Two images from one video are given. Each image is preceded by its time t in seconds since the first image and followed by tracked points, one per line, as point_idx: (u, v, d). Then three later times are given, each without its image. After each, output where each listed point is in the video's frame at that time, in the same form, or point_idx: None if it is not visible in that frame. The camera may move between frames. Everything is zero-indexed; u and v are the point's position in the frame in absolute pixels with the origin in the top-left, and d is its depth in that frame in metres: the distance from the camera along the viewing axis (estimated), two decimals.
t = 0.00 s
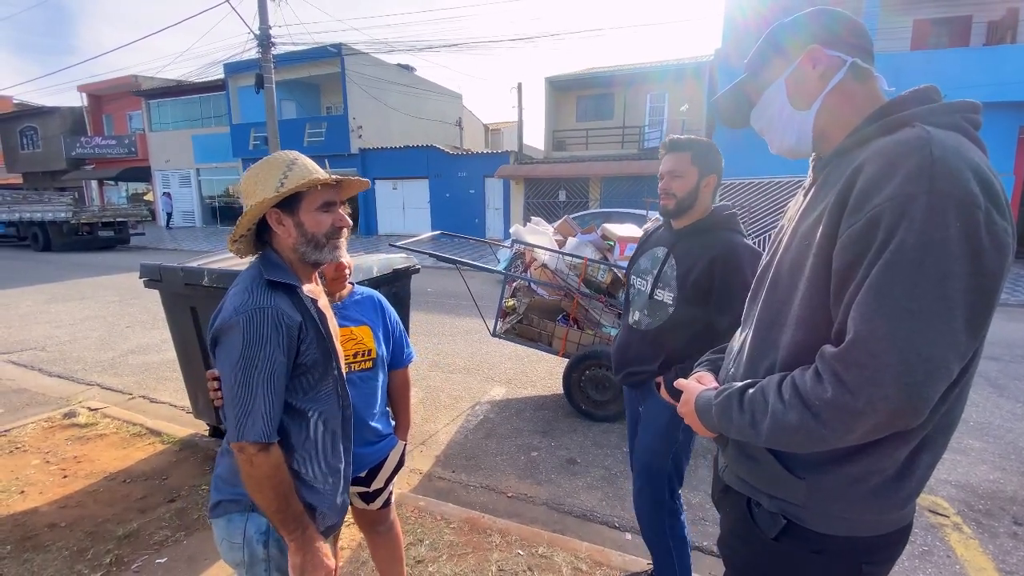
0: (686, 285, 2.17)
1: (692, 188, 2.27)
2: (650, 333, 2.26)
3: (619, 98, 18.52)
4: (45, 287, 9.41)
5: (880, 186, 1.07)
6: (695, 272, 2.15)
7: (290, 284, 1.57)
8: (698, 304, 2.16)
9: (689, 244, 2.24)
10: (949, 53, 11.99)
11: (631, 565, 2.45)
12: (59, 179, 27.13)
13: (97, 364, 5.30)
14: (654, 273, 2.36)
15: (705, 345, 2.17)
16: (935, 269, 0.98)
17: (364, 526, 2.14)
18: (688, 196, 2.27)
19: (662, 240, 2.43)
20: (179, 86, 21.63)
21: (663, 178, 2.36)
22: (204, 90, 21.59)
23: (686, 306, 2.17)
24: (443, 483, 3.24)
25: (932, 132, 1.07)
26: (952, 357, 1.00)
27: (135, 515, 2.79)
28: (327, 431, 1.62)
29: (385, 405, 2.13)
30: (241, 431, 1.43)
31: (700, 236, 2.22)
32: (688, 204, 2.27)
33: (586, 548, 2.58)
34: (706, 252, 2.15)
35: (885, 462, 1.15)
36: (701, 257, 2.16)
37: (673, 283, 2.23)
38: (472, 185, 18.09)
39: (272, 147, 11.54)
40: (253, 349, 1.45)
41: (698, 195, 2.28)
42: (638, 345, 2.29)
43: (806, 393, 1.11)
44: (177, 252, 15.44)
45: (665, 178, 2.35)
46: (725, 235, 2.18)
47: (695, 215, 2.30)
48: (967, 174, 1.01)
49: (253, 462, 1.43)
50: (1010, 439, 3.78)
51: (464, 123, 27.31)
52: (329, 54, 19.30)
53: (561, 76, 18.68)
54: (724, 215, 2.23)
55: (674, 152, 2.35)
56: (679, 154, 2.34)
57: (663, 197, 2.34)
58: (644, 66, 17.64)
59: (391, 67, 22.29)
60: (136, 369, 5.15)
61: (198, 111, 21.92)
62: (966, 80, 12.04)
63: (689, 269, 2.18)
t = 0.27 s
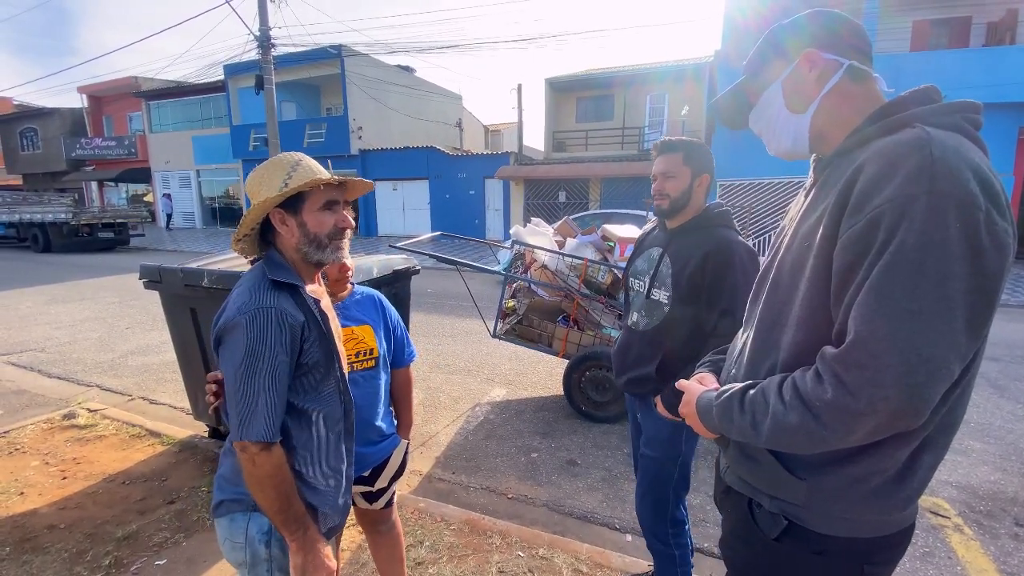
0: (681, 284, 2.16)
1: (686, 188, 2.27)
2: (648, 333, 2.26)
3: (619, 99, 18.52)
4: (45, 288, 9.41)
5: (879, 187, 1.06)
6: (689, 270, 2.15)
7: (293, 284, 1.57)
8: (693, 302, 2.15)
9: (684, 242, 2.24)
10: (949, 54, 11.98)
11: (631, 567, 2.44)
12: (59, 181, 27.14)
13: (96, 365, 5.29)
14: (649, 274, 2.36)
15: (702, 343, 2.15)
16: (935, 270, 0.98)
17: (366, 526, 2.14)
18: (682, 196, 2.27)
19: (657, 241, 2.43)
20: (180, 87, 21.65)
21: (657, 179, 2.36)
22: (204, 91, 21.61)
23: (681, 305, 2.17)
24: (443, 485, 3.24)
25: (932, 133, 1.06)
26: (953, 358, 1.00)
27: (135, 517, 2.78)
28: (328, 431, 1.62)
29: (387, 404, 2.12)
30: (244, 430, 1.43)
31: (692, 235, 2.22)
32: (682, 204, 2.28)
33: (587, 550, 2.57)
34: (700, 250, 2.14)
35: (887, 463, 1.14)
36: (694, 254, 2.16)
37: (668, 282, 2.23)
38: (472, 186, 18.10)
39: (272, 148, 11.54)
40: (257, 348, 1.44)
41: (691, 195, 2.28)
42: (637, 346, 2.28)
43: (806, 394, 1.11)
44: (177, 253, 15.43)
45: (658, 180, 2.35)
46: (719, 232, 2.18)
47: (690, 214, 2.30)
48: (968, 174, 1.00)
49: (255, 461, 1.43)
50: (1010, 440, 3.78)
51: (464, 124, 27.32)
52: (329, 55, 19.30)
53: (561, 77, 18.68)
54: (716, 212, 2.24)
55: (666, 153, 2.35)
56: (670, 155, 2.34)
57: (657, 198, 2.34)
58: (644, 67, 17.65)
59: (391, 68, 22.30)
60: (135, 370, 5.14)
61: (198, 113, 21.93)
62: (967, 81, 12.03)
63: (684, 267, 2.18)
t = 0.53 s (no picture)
0: (676, 281, 2.16)
1: (683, 188, 2.28)
2: (643, 331, 2.26)
3: (618, 100, 18.53)
4: (43, 289, 9.41)
5: (876, 188, 1.06)
6: (683, 267, 2.15)
7: (293, 282, 1.57)
8: (688, 300, 2.15)
9: (679, 240, 2.23)
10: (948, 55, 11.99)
11: (630, 568, 2.44)
12: (57, 181, 27.12)
13: (95, 367, 5.28)
14: (646, 272, 2.36)
15: (696, 341, 2.15)
16: (933, 270, 0.98)
17: (366, 525, 2.13)
18: (679, 195, 2.28)
19: (654, 239, 2.44)
20: (178, 88, 21.64)
21: (655, 179, 2.37)
22: (203, 92, 21.60)
23: (676, 303, 2.16)
24: (442, 486, 3.23)
25: (929, 133, 1.06)
26: (951, 358, 0.99)
27: (132, 519, 2.77)
28: (329, 428, 1.61)
29: (388, 404, 2.12)
30: (245, 426, 1.42)
31: (689, 233, 2.22)
32: (679, 203, 2.28)
33: (586, 551, 2.56)
34: (695, 248, 2.14)
35: (886, 462, 1.14)
36: (689, 251, 2.16)
37: (663, 280, 2.23)
38: (471, 187, 18.10)
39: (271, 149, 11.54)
40: (258, 345, 1.44)
41: (689, 194, 2.29)
42: (634, 344, 2.28)
43: (805, 395, 1.10)
44: (175, 254, 15.42)
45: (656, 180, 2.36)
46: (714, 230, 2.17)
47: (686, 213, 2.30)
48: (964, 173, 1.00)
49: (257, 457, 1.42)
50: (1010, 440, 3.78)
51: (463, 124, 27.33)
52: (328, 56, 19.30)
53: (560, 78, 18.69)
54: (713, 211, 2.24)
55: (664, 153, 2.36)
56: (667, 155, 2.35)
57: (654, 197, 2.35)
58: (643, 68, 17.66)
59: (390, 68, 22.31)
60: (134, 371, 5.13)
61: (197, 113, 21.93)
62: (965, 81, 12.04)
63: (679, 264, 2.18)
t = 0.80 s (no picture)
0: (672, 282, 2.16)
1: (679, 188, 2.28)
2: (640, 332, 2.25)
3: (616, 100, 18.53)
4: (41, 290, 9.38)
5: (871, 190, 1.06)
6: (679, 268, 2.15)
7: (295, 281, 1.57)
8: (684, 301, 2.14)
9: (675, 242, 2.24)
10: (946, 55, 12.00)
11: (629, 568, 2.44)
12: (55, 182, 27.08)
13: (92, 367, 5.27)
14: (642, 273, 2.37)
15: (692, 341, 2.14)
16: (930, 272, 0.97)
17: (366, 525, 2.13)
18: (675, 196, 2.29)
19: (650, 240, 2.44)
20: (176, 88, 21.61)
21: (651, 179, 2.37)
22: (201, 92, 21.57)
23: (672, 303, 2.16)
24: (441, 486, 3.23)
25: (924, 135, 1.06)
26: (948, 359, 1.00)
27: (130, 520, 2.77)
28: (329, 427, 1.61)
29: (388, 403, 2.12)
30: (248, 423, 1.42)
31: (685, 233, 2.22)
32: (675, 204, 2.29)
33: (585, 552, 2.56)
34: (690, 248, 2.14)
35: (885, 463, 1.14)
36: (686, 252, 2.15)
37: (660, 281, 2.23)
38: (470, 187, 18.10)
39: (269, 149, 11.52)
40: (261, 344, 1.44)
41: (686, 195, 2.29)
42: (630, 345, 2.28)
43: (802, 396, 1.10)
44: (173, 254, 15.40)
45: (652, 181, 2.36)
46: (710, 231, 2.17)
47: (682, 214, 2.30)
48: (960, 175, 1.00)
49: (258, 454, 1.42)
50: (1008, 440, 3.78)
51: (462, 124, 27.33)
52: (326, 56, 19.28)
53: (559, 78, 18.69)
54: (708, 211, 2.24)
55: (660, 154, 2.36)
56: (664, 155, 2.35)
57: (650, 198, 2.35)
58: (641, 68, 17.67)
59: (389, 69, 22.30)
60: (131, 372, 5.12)
61: (194, 113, 21.89)
62: (963, 81, 12.07)
63: (674, 266, 2.18)
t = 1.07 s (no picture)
0: (670, 282, 2.16)
1: (676, 189, 2.29)
2: (638, 333, 2.25)
3: (615, 99, 18.53)
4: (38, 290, 9.36)
5: (868, 192, 1.06)
6: (677, 269, 2.15)
7: (295, 279, 1.57)
8: (682, 302, 2.14)
9: (673, 242, 2.23)
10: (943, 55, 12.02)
11: (627, 567, 2.44)
12: (52, 181, 27.02)
13: (90, 367, 5.26)
14: (640, 274, 2.36)
15: (692, 341, 2.14)
16: (925, 273, 0.98)
17: (365, 524, 2.13)
18: (672, 196, 2.29)
19: (648, 241, 2.44)
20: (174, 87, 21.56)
21: (647, 179, 2.36)
22: (198, 91, 21.53)
23: (670, 304, 2.16)
24: (439, 486, 3.23)
25: (922, 136, 1.06)
26: (944, 360, 1.00)
27: (129, 521, 2.76)
28: (329, 425, 1.61)
29: (388, 403, 2.11)
30: (250, 420, 1.42)
31: (683, 234, 2.22)
32: (672, 204, 2.29)
33: (584, 551, 2.56)
34: (689, 248, 2.14)
35: (880, 462, 1.14)
36: (684, 253, 2.15)
37: (658, 282, 2.23)
38: (468, 186, 18.10)
39: (267, 148, 11.50)
40: (262, 340, 1.44)
41: (682, 195, 2.30)
42: (628, 345, 2.28)
43: (797, 396, 1.11)
44: (172, 254, 15.38)
45: (648, 180, 2.35)
46: (707, 231, 2.17)
47: (680, 214, 2.31)
48: (958, 177, 1.00)
49: (260, 450, 1.42)
50: (1005, 439, 3.79)
51: (460, 124, 27.33)
52: (324, 55, 19.25)
53: (557, 77, 18.69)
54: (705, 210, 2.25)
55: (657, 154, 2.36)
56: (660, 155, 2.35)
57: (647, 197, 2.35)
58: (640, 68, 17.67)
59: (387, 68, 22.28)
60: (130, 372, 5.11)
61: (192, 113, 21.85)
62: (960, 80, 12.09)
63: (672, 266, 2.18)
